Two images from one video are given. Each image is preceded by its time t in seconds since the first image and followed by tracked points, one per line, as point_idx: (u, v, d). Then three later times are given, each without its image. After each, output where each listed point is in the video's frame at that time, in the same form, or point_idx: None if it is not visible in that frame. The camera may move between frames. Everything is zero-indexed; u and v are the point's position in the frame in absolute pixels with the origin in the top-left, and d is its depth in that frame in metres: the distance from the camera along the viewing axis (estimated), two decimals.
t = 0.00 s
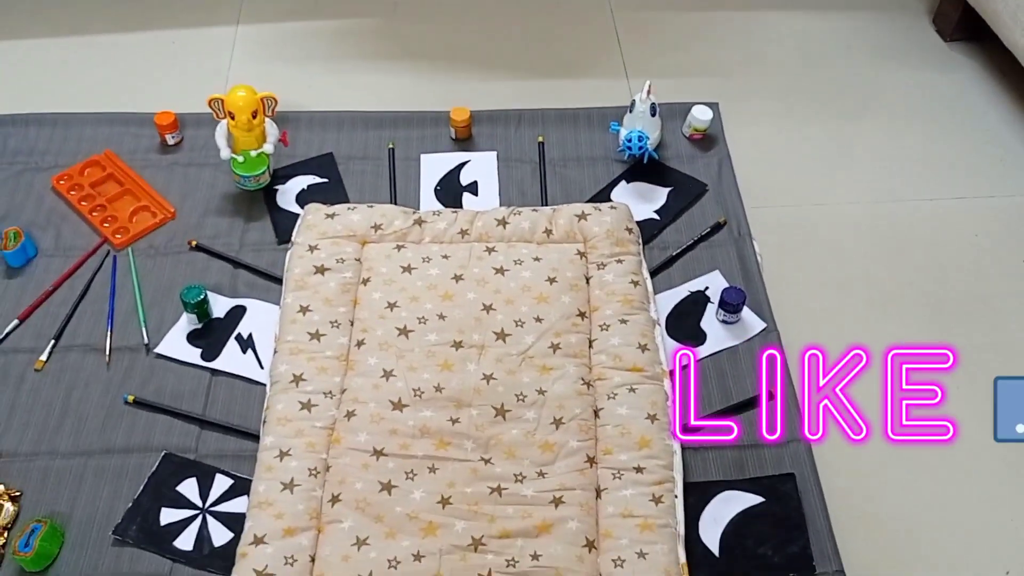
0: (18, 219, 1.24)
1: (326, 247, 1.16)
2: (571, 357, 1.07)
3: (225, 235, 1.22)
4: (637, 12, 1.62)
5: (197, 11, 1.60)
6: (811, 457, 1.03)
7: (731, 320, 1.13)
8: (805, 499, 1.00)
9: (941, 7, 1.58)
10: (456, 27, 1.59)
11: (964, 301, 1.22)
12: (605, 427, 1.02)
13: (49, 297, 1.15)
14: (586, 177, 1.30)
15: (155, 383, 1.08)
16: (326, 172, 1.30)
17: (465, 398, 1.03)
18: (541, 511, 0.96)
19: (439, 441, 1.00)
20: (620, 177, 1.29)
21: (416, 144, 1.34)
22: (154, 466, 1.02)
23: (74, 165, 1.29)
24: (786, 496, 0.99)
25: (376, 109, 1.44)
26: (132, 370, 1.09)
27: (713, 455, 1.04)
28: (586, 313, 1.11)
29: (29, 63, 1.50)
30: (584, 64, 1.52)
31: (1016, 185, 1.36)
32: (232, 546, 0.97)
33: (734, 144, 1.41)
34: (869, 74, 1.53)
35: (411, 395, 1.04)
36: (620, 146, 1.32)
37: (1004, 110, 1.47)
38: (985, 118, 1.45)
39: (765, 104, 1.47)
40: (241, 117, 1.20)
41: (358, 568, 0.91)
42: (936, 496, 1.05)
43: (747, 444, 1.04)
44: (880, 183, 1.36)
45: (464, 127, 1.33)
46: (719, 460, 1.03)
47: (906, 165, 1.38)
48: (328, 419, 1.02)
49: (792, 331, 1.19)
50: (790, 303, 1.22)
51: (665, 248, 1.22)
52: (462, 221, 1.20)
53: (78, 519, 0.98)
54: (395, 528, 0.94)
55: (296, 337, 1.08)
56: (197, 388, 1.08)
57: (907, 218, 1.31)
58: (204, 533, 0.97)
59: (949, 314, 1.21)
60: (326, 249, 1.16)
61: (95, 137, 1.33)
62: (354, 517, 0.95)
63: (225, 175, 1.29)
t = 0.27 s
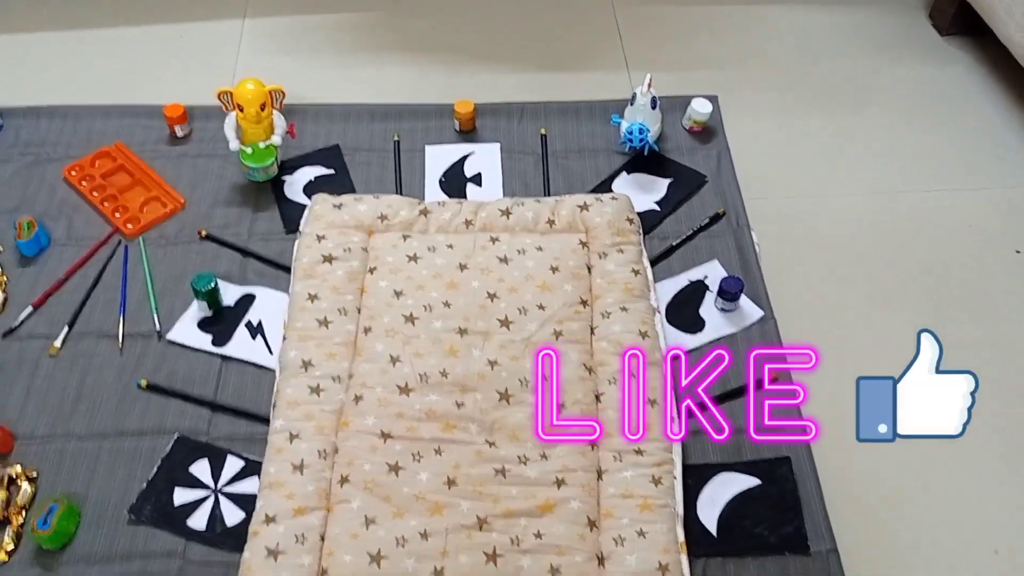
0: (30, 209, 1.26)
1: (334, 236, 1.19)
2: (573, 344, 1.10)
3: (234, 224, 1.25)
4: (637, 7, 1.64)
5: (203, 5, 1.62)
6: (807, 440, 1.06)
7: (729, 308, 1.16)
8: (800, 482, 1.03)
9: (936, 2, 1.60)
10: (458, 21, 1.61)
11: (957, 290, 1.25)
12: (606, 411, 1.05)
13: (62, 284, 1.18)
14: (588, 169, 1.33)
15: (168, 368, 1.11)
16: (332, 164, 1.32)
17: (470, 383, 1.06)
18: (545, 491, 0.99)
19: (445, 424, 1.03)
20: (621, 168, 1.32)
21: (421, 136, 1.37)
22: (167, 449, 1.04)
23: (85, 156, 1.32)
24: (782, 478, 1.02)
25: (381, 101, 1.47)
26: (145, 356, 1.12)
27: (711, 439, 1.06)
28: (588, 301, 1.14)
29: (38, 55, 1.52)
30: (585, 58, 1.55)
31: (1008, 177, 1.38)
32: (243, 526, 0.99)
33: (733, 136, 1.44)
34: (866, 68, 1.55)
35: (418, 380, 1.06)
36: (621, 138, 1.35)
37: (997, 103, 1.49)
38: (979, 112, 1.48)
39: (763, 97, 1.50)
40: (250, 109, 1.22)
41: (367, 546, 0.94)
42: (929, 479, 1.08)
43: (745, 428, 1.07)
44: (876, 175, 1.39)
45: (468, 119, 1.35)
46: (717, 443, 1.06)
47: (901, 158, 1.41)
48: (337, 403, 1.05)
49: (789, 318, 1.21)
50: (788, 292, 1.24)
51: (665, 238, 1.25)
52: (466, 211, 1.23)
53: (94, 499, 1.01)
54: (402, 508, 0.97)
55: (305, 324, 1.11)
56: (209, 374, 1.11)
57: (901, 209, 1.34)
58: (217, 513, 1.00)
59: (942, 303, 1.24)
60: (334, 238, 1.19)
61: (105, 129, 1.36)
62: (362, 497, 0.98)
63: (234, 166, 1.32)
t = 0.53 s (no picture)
0: (46, 169, 1.28)
1: (345, 196, 1.21)
2: (580, 302, 1.12)
3: (247, 185, 1.27)
4: None
5: None
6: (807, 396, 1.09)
7: (732, 269, 1.18)
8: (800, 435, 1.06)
9: None
10: None
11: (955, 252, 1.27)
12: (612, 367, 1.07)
13: (79, 242, 1.20)
14: (594, 133, 1.35)
15: (184, 324, 1.14)
16: (342, 127, 1.35)
17: (480, 339, 1.09)
18: (552, 442, 1.02)
19: (455, 378, 1.06)
20: (627, 133, 1.34)
21: (430, 100, 1.39)
22: (185, 401, 1.07)
23: (99, 118, 1.34)
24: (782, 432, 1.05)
25: (390, 65, 1.48)
26: (161, 311, 1.15)
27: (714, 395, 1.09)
28: (595, 261, 1.16)
29: (50, 19, 1.53)
30: (591, 25, 1.56)
31: (1008, 143, 1.40)
32: (260, 474, 1.03)
33: (737, 102, 1.45)
34: (869, 36, 1.57)
35: (428, 335, 1.09)
36: (627, 103, 1.37)
37: (998, 71, 1.51)
38: (981, 80, 1.50)
39: (767, 64, 1.51)
40: (262, 72, 1.24)
41: (380, 493, 0.97)
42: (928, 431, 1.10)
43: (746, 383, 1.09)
44: (877, 141, 1.41)
45: (476, 84, 1.37)
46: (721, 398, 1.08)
47: (903, 124, 1.43)
48: (350, 357, 1.08)
49: (791, 278, 1.24)
50: (790, 253, 1.27)
51: (670, 201, 1.27)
52: (474, 173, 1.25)
53: (115, 448, 1.04)
54: (414, 457, 1.00)
55: (317, 281, 1.13)
56: (224, 329, 1.13)
57: (901, 174, 1.36)
58: (234, 462, 1.03)
59: (941, 264, 1.26)
60: (345, 199, 1.21)
61: (119, 92, 1.38)
62: (375, 447, 1.01)
63: (246, 129, 1.34)
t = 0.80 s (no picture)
0: (58, 132, 1.30)
1: (353, 159, 1.23)
2: (584, 263, 1.15)
3: (256, 148, 1.29)
4: None
5: None
6: (805, 355, 1.11)
7: (734, 231, 1.20)
8: (798, 392, 1.09)
9: None
10: None
11: (953, 216, 1.30)
12: (615, 326, 1.10)
13: (93, 204, 1.23)
14: (598, 97, 1.36)
15: (197, 283, 1.16)
16: (349, 91, 1.36)
17: (486, 298, 1.11)
18: (557, 398, 1.04)
19: (462, 336, 1.09)
20: (631, 97, 1.36)
21: (436, 64, 1.40)
22: (199, 358, 1.10)
23: (109, 81, 1.35)
24: (780, 388, 1.08)
25: (396, 30, 1.49)
26: (175, 271, 1.17)
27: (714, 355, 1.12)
28: (599, 223, 1.18)
29: None
30: None
31: (1008, 108, 1.42)
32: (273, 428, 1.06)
33: (740, 67, 1.47)
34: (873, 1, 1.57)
35: (436, 295, 1.11)
36: (631, 67, 1.38)
37: (1001, 35, 1.52)
38: (983, 44, 1.51)
39: (771, 29, 1.52)
40: (271, 35, 1.25)
41: (390, 446, 1.01)
42: (922, 389, 1.14)
43: (746, 342, 1.12)
44: (879, 106, 1.42)
45: (482, 48, 1.38)
46: (721, 356, 1.11)
47: (904, 89, 1.44)
48: (359, 316, 1.10)
49: (791, 242, 1.26)
50: (790, 216, 1.29)
51: (673, 164, 1.29)
52: (480, 137, 1.27)
53: (132, 403, 1.07)
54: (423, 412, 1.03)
55: (327, 242, 1.16)
56: (236, 289, 1.16)
57: (902, 139, 1.38)
58: (248, 416, 1.06)
59: (939, 227, 1.28)
60: (353, 161, 1.23)
61: (128, 56, 1.39)
62: (385, 402, 1.03)
63: (254, 92, 1.35)
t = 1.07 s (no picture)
0: (71, 116, 1.34)
1: (359, 143, 1.26)
2: (584, 244, 1.18)
3: (264, 132, 1.33)
4: None
5: None
6: (797, 333, 1.15)
7: (729, 214, 1.24)
8: (790, 369, 1.12)
9: None
10: None
11: (944, 199, 1.33)
12: (613, 305, 1.14)
13: (106, 185, 1.26)
14: (598, 82, 1.39)
15: (208, 263, 1.20)
16: (354, 76, 1.39)
17: (489, 277, 1.15)
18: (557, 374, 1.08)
19: (465, 314, 1.12)
20: (630, 82, 1.39)
21: (439, 49, 1.43)
22: (211, 334, 1.14)
23: (120, 66, 1.39)
24: (773, 365, 1.12)
25: (400, 17, 1.52)
26: (186, 251, 1.21)
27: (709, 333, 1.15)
28: (598, 206, 1.22)
29: None
30: None
31: (999, 94, 1.45)
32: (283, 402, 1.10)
33: (738, 53, 1.50)
34: None
35: (440, 274, 1.15)
36: (631, 53, 1.41)
37: (994, 21, 1.54)
38: (976, 30, 1.53)
39: (769, 15, 1.55)
40: (278, 21, 1.29)
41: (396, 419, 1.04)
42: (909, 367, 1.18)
43: (740, 321, 1.16)
44: (873, 92, 1.45)
45: (485, 34, 1.41)
46: (715, 334, 1.15)
47: (898, 75, 1.47)
48: (366, 295, 1.14)
49: (785, 224, 1.30)
50: (784, 199, 1.32)
51: (671, 148, 1.32)
52: (483, 121, 1.30)
53: (147, 378, 1.11)
54: (428, 387, 1.07)
55: (334, 223, 1.19)
56: (246, 268, 1.20)
57: (895, 124, 1.41)
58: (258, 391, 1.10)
59: (929, 210, 1.32)
60: (359, 145, 1.26)
61: (138, 41, 1.42)
62: (391, 377, 1.07)
63: (262, 77, 1.39)
